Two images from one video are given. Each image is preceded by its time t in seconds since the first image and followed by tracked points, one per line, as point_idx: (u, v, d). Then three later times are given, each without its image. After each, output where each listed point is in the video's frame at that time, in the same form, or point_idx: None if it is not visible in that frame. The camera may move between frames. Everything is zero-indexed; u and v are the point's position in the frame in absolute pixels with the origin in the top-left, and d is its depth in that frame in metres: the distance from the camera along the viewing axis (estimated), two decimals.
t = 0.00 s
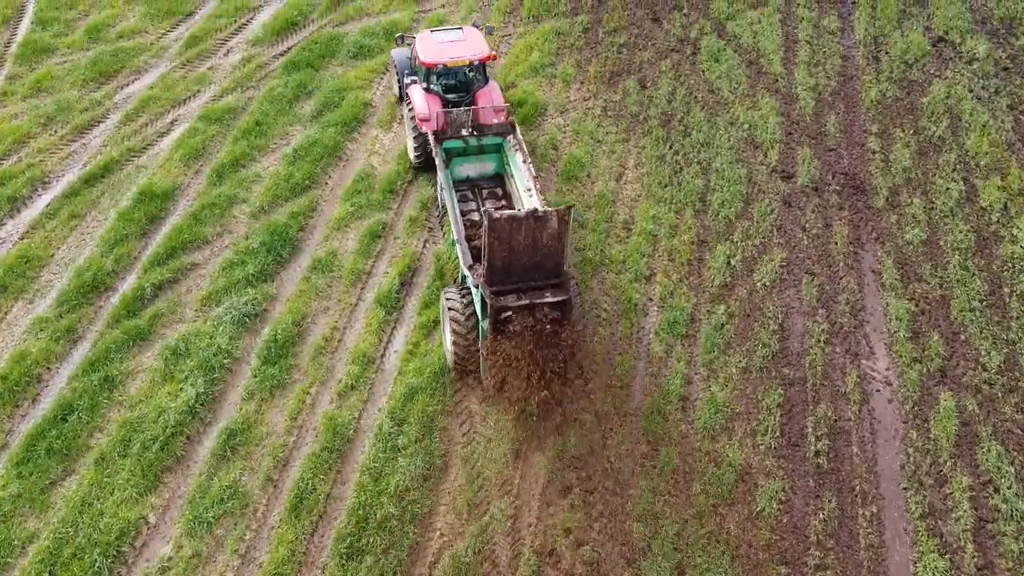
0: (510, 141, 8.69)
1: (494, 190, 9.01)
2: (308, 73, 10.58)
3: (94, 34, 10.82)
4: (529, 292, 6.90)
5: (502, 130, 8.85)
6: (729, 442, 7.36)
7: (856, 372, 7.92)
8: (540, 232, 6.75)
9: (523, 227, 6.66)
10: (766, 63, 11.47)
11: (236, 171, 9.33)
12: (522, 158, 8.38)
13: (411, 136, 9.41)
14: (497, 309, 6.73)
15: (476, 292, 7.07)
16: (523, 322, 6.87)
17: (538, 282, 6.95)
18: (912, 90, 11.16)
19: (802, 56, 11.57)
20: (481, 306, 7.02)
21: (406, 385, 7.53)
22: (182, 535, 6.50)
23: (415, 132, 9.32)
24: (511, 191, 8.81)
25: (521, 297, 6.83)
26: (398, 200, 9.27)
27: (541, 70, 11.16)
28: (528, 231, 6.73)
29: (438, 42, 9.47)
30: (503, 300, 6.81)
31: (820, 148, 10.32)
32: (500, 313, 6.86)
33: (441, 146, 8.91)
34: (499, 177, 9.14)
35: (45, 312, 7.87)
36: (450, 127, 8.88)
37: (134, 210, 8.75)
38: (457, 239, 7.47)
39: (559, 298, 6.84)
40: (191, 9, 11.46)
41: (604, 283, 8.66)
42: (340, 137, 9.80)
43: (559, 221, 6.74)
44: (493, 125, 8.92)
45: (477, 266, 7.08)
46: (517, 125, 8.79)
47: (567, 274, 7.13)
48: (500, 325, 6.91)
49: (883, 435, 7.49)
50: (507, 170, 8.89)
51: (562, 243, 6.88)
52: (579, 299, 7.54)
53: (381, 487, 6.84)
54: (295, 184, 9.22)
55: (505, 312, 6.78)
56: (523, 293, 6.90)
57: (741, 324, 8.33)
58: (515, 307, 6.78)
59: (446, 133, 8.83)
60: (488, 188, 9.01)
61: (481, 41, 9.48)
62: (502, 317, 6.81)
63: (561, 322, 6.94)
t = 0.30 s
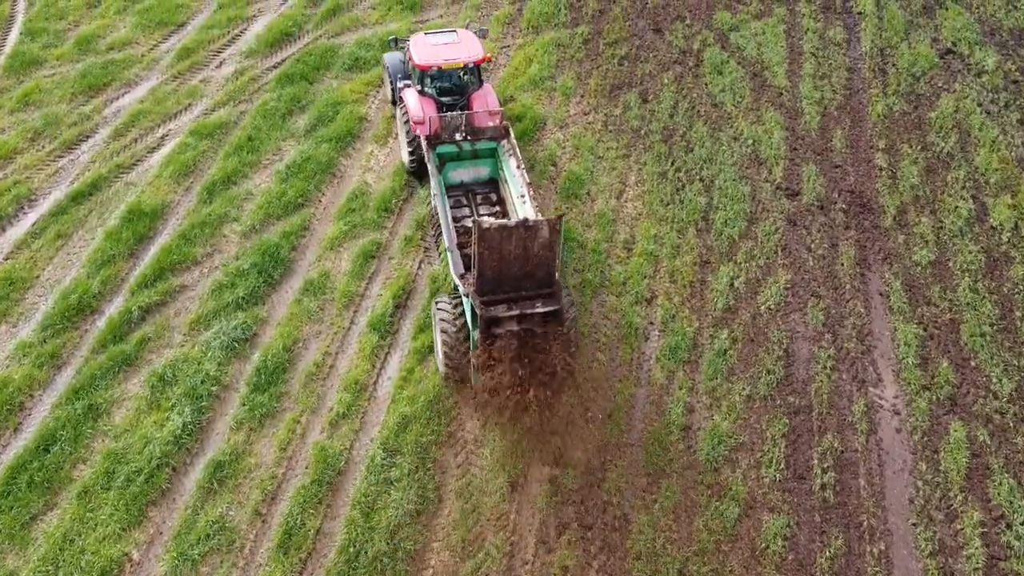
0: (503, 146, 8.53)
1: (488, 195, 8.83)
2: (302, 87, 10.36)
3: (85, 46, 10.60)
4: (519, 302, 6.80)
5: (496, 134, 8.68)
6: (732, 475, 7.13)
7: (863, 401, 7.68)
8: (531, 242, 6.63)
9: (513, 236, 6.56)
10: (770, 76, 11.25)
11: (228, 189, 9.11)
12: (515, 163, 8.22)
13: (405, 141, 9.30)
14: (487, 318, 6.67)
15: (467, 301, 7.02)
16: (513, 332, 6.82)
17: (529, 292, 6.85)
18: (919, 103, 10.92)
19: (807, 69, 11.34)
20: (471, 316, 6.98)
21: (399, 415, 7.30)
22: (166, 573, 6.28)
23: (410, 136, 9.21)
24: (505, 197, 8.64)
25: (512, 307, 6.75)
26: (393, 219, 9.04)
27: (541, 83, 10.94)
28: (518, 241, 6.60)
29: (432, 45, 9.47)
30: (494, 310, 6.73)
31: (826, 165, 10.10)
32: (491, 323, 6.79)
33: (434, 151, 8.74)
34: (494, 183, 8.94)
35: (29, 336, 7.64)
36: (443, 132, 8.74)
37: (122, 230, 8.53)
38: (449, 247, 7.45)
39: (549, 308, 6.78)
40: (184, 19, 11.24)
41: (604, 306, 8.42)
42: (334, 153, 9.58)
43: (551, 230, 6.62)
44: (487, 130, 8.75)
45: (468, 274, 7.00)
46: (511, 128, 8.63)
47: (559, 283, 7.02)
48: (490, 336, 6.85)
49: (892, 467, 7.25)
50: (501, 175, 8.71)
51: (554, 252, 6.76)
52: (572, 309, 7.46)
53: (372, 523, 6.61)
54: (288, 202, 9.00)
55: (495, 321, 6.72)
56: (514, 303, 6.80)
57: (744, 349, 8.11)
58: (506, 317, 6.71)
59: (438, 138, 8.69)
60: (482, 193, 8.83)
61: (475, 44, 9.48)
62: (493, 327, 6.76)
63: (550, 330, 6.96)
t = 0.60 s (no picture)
0: (501, 147, 8.58)
1: (486, 197, 8.87)
2: (303, 96, 10.15)
3: (82, 51, 10.40)
4: (515, 308, 6.67)
5: (494, 136, 8.70)
6: (739, 508, 6.91)
7: (876, 431, 7.43)
8: (526, 247, 6.48)
9: (508, 242, 6.41)
10: (783, 87, 10.98)
11: (225, 201, 8.91)
12: (513, 166, 8.26)
13: (402, 141, 9.24)
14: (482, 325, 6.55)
15: (462, 306, 6.92)
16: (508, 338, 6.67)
17: (525, 298, 6.71)
18: (935, 117, 10.63)
19: (821, 81, 11.07)
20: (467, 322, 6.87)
21: (396, 441, 7.09)
22: None
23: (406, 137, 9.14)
24: (503, 199, 8.70)
25: (507, 313, 6.62)
26: (393, 233, 8.82)
27: (547, 93, 10.70)
28: (514, 246, 6.46)
29: (428, 45, 9.29)
30: (489, 316, 6.60)
31: (838, 181, 9.84)
32: (486, 329, 6.68)
33: (431, 153, 8.72)
34: (491, 184, 8.99)
35: (19, 355, 7.44)
36: (440, 133, 8.65)
37: (116, 244, 8.33)
38: (445, 253, 7.39)
39: (545, 314, 6.63)
40: (183, 24, 11.02)
41: (609, 328, 8.20)
42: (334, 165, 9.37)
43: (546, 235, 6.49)
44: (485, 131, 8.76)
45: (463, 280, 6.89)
46: (508, 130, 8.66)
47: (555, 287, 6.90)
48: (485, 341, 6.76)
49: (905, 502, 7.01)
50: (499, 177, 8.77)
51: (550, 257, 6.62)
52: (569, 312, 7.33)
53: (367, 556, 6.42)
54: (286, 216, 8.79)
55: (490, 328, 6.61)
56: (510, 309, 6.67)
57: (753, 374, 7.87)
58: (501, 323, 6.59)
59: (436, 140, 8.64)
60: (480, 195, 8.87)
61: (472, 44, 9.30)
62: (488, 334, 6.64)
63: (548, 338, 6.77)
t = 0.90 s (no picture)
0: (502, 149, 8.49)
1: (487, 199, 8.77)
2: (308, 104, 9.96)
3: (86, 56, 10.26)
4: (512, 314, 6.62)
5: (495, 138, 8.59)
6: (749, 545, 6.68)
7: (892, 464, 7.18)
8: (524, 253, 6.46)
9: (505, 248, 6.40)
10: (800, 100, 10.69)
11: (227, 213, 8.72)
12: (514, 168, 8.18)
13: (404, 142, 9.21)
14: (480, 332, 6.49)
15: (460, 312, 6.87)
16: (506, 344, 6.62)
17: (523, 304, 6.67)
18: (957, 133, 10.31)
19: (839, 94, 10.77)
20: (465, 328, 6.82)
21: (396, 467, 6.90)
22: None
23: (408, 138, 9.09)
24: (504, 202, 8.60)
25: (505, 319, 6.58)
26: (398, 249, 8.62)
27: (557, 104, 10.46)
28: (511, 252, 6.45)
29: (429, 45, 9.18)
30: (486, 323, 6.56)
31: (856, 199, 9.56)
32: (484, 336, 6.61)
33: (432, 155, 8.62)
34: (492, 186, 8.88)
35: (14, 371, 7.26)
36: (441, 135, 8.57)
37: (115, 256, 8.16)
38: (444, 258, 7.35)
39: (543, 321, 6.59)
40: (189, 28, 10.86)
41: (617, 351, 7.98)
42: (339, 176, 9.18)
43: (543, 241, 6.48)
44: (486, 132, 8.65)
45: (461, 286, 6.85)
46: (509, 131, 8.56)
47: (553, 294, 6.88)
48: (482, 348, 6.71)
49: (921, 541, 6.77)
50: (500, 179, 8.66)
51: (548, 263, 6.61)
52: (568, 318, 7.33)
53: None
54: (288, 229, 8.60)
55: (488, 334, 6.54)
56: (508, 315, 6.63)
57: (765, 403, 7.63)
58: (498, 330, 6.54)
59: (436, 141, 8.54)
60: (481, 197, 8.77)
61: (474, 44, 9.19)
62: (485, 342, 6.58)
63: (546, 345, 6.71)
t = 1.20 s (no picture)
0: (516, 151, 8.37)
1: (499, 201, 8.62)
2: (325, 110, 9.80)
3: (103, 56, 10.17)
4: (519, 319, 6.76)
5: (508, 139, 8.47)
6: None
7: (915, 507, 6.90)
8: (531, 259, 6.51)
9: (513, 253, 6.41)
10: (829, 117, 10.37)
11: (238, 222, 8.58)
12: (527, 170, 8.08)
13: (418, 140, 9.11)
14: (485, 335, 6.63)
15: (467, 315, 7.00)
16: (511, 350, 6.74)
17: (529, 309, 6.79)
18: (993, 156, 9.92)
19: (870, 112, 10.42)
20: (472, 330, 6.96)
21: (400, 494, 6.71)
22: None
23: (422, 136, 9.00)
24: (516, 204, 8.44)
25: (511, 324, 6.71)
26: (410, 263, 8.44)
27: (578, 116, 10.21)
28: (519, 257, 6.48)
29: (446, 43, 9.06)
30: (493, 328, 6.68)
31: (885, 223, 9.23)
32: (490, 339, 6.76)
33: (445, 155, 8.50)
34: (505, 187, 8.75)
35: (18, 380, 7.15)
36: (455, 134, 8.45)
37: (124, 264, 8.04)
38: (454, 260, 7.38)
39: (550, 327, 6.73)
40: (207, 30, 10.74)
41: (632, 377, 7.74)
42: (353, 187, 9.01)
43: (552, 247, 6.50)
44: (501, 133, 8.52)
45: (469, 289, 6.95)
46: (524, 134, 8.44)
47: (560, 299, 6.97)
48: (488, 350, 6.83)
49: None
50: (513, 181, 8.51)
51: (556, 270, 6.66)
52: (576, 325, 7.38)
53: None
54: (300, 240, 8.44)
55: (493, 338, 6.69)
56: (514, 320, 6.76)
57: (784, 437, 7.37)
58: (505, 335, 6.68)
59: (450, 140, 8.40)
60: (493, 199, 8.62)
61: (491, 43, 9.10)
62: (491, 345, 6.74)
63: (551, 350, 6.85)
